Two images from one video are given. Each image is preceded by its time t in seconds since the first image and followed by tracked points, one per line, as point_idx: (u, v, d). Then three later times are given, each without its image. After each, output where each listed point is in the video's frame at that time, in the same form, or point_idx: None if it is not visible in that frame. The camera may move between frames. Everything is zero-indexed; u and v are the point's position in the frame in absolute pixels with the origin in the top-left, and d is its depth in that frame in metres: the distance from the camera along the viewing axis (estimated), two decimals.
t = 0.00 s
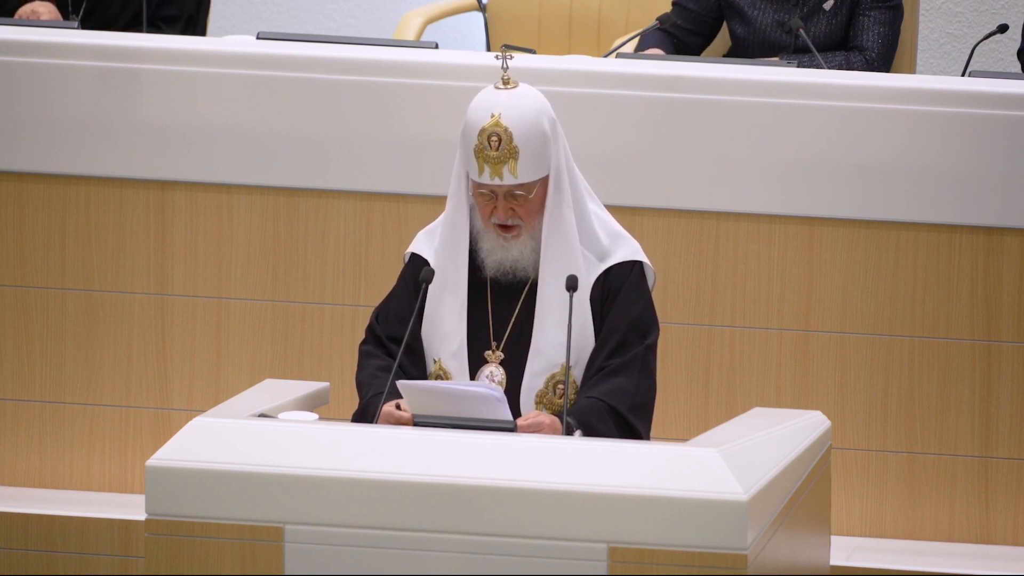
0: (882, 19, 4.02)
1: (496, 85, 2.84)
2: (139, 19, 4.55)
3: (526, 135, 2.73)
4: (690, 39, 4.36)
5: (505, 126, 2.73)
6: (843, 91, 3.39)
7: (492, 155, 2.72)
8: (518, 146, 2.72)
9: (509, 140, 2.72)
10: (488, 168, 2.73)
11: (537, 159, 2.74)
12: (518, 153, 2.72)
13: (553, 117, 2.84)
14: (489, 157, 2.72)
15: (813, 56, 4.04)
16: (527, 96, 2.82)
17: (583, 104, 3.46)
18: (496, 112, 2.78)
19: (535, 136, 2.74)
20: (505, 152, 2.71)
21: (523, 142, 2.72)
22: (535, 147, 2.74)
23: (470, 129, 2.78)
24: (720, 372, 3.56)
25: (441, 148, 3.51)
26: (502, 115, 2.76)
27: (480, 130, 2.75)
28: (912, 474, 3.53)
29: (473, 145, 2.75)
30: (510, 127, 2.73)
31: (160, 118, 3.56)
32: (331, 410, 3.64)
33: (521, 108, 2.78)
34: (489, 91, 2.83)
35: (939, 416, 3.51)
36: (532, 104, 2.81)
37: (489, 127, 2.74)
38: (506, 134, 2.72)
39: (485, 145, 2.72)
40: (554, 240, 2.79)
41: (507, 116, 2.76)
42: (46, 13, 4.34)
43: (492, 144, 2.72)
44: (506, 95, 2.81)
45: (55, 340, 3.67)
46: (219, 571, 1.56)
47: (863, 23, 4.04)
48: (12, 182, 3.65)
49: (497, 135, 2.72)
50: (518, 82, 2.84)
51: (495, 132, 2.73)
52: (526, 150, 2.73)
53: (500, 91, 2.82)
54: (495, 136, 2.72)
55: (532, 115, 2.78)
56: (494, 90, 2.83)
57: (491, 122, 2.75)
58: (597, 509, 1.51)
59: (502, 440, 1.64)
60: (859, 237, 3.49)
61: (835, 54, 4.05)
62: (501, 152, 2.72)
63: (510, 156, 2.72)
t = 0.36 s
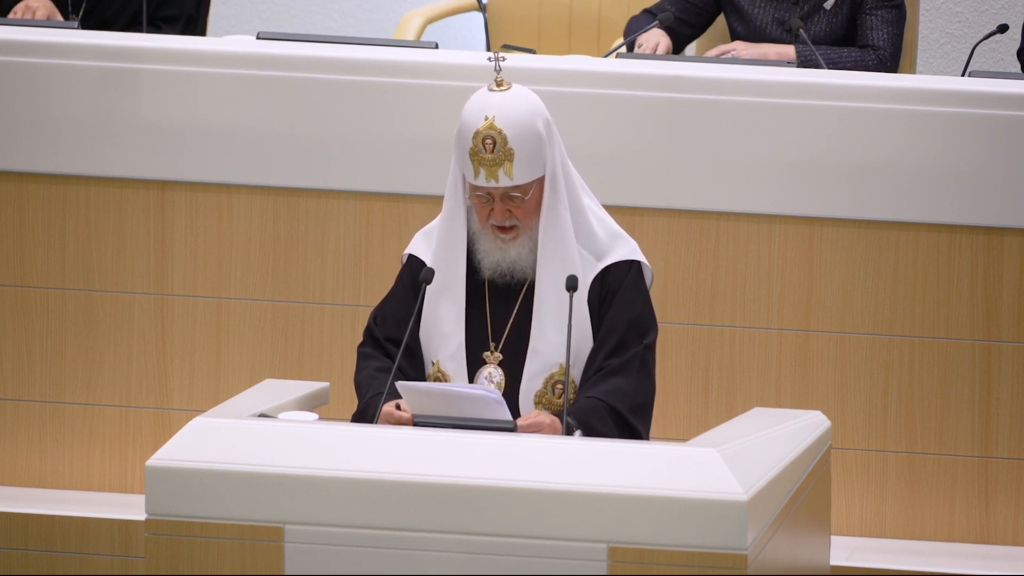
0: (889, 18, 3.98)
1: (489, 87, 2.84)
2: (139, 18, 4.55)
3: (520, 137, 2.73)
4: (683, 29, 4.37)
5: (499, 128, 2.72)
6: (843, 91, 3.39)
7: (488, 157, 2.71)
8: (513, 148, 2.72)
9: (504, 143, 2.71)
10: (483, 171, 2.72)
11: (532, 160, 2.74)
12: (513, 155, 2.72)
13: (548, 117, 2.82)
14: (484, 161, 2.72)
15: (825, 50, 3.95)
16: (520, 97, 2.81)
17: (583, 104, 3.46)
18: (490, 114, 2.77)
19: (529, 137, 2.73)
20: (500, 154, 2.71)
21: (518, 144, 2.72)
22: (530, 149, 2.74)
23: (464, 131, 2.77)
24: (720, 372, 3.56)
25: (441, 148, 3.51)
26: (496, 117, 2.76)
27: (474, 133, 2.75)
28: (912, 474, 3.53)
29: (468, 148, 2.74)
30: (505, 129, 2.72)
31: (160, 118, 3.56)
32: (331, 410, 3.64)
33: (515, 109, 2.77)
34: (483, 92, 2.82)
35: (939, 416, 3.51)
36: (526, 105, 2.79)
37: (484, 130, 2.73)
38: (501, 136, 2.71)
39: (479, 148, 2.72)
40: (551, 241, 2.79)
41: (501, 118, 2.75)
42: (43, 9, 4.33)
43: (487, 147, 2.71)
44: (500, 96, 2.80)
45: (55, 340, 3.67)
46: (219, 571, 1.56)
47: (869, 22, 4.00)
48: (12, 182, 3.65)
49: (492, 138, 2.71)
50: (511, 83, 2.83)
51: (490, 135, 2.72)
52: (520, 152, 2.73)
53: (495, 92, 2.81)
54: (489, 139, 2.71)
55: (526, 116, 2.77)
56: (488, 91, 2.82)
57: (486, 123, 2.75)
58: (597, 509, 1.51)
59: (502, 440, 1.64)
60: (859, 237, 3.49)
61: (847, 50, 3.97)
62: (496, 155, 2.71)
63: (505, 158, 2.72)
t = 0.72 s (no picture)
0: (897, 18, 4.00)
1: (486, 87, 2.84)
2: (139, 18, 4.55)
3: (521, 136, 2.73)
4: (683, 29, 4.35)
5: (500, 126, 2.73)
6: (843, 91, 3.39)
7: (489, 156, 2.72)
8: (515, 146, 2.72)
9: (505, 141, 2.72)
10: (485, 170, 2.72)
11: (533, 158, 2.74)
12: (515, 153, 2.72)
13: (546, 115, 2.82)
14: (485, 159, 2.72)
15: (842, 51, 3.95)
16: (519, 96, 2.80)
17: (583, 104, 3.46)
18: (489, 114, 2.77)
19: (530, 135, 2.74)
20: (501, 153, 2.72)
21: (519, 142, 2.72)
22: (531, 147, 2.74)
23: (464, 131, 2.77)
24: (720, 372, 3.56)
25: (441, 148, 3.51)
26: (496, 116, 2.76)
27: (474, 132, 2.75)
28: (912, 474, 3.53)
29: (469, 147, 2.74)
30: (505, 127, 2.73)
31: (160, 118, 3.56)
32: (331, 410, 3.64)
33: (514, 108, 2.77)
34: (481, 91, 2.82)
35: (939, 416, 3.51)
36: (525, 104, 2.79)
37: (484, 129, 2.74)
38: (502, 135, 2.72)
39: (481, 147, 2.72)
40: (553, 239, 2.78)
41: (501, 117, 2.75)
42: (41, 5, 4.31)
43: (488, 146, 2.72)
44: (498, 95, 2.80)
45: (55, 340, 3.67)
46: (219, 571, 1.56)
47: (877, 22, 4.01)
48: (12, 182, 3.65)
49: (493, 136, 2.72)
50: (509, 82, 2.83)
51: (491, 134, 2.72)
52: (521, 150, 2.73)
53: (493, 92, 2.81)
54: (490, 138, 2.72)
55: (525, 115, 2.76)
56: (486, 91, 2.82)
57: (486, 122, 2.75)
58: (597, 509, 1.51)
59: (502, 440, 1.64)
60: (859, 237, 3.49)
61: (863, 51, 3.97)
62: (498, 153, 2.72)
63: (507, 157, 2.72)
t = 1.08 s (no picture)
0: (899, 18, 4.03)
1: (490, 86, 2.84)
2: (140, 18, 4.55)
3: (523, 136, 2.73)
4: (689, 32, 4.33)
5: (502, 126, 2.73)
6: (843, 91, 3.39)
7: (491, 155, 2.71)
8: (517, 146, 2.72)
9: (507, 140, 2.71)
10: (487, 169, 2.72)
11: (536, 159, 2.74)
12: (517, 154, 2.72)
13: (549, 115, 2.82)
14: (488, 159, 2.72)
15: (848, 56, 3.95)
16: (521, 97, 2.80)
17: (583, 104, 3.46)
18: (492, 113, 2.76)
19: (532, 136, 2.74)
20: (504, 153, 2.71)
21: (521, 142, 2.72)
22: (534, 147, 2.73)
23: (465, 131, 2.76)
24: (720, 372, 3.56)
25: (441, 148, 3.51)
26: (499, 116, 2.75)
27: (477, 131, 2.74)
28: (912, 475, 3.53)
29: (471, 146, 2.74)
30: (508, 127, 2.73)
31: (160, 118, 3.55)
32: (331, 410, 3.64)
33: (517, 108, 2.77)
34: (483, 92, 2.82)
35: (939, 416, 3.51)
36: (528, 104, 2.79)
37: (486, 129, 2.73)
38: (504, 134, 2.71)
39: (482, 146, 2.72)
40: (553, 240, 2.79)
41: (504, 117, 2.75)
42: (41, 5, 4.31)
43: (490, 145, 2.71)
44: (501, 95, 2.80)
45: (55, 340, 3.67)
46: (219, 571, 1.56)
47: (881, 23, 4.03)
48: (12, 182, 3.66)
49: (495, 136, 2.71)
50: (512, 82, 2.83)
51: (493, 133, 2.72)
52: (523, 150, 2.73)
53: (495, 92, 2.81)
54: (492, 137, 2.71)
55: (527, 115, 2.76)
56: (489, 90, 2.82)
57: (489, 122, 2.74)
58: (597, 508, 1.51)
59: (502, 440, 1.64)
60: (859, 237, 3.49)
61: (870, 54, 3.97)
62: (500, 153, 2.71)
63: (509, 157, 2.72)
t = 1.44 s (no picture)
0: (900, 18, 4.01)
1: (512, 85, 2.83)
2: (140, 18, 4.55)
3: (540, 137, 2.73)
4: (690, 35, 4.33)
5: (520, 127, 2.72)
6: (843, 91, 3.39)
7: (505, 155, 2.71)
8: (532, 148, 2.72)
9: (523, 141, 2.71)
10: (499, 168, 2.72)
11: (547, 162, 2.74)
12: (531, 155, 2.72)
13: (566, 120, 2.82)
14: (502, 158, 2.71)
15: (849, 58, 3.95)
16: (541, 99, 2.80)
17: (583, 104, 3.46)
18: (511, 113, 2.76)
19: (547, 139, 2.73)
20: (518, 153, 2.71)
21: (537, 144, 2.72)
22: (549, 150, 2.73)
23: (482, 129, 2.76)
24: (720, 372, 3.56)
25: (441, 148, 3.51)
26: (517, 116, 2.75)
27: (493, 130, 2.74)
28: (912, 474, 3.53)
29: (486, 144, 2.73)
30: (525, 128, 2.72)
31: (160, 118, 3.55)
32: (331, 410, 3.64)
33: (535, 110, 2.77)
34: (504, 90, 2.82)
35: (939, 416, 3.51)
36: (545, 106, 2.79)
37: (503, 127, 2.73)
38: (521, 135, 2.71)
39: (498, 145, 2.71)
40: (560, 243, 2.78)
41: (522, 118, 2.75)
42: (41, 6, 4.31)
43: (506, 145, 2.71)
44: (521, 95, 2.79)
45: (55, 340, 3.67)
46: (219, 571, 1.56)
47: (881, 24, 4.02)
48: (12, 182, 3.66)
49: (511, 136, 2.71)
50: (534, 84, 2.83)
51: (509, 133, 2.71)
52: (539, 152, 2.72)
53: (515, 92, 2.81)
54: (509, 137, 2.71)
55: (544, 117, 2.76)
56: (510, 90, 2.82)
57: (507, 121, 2.74)
58: (597, 509, 1.51)
59: (502, 440, 1.64)
60: (859, 237, 3.49)
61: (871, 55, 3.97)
62: (514, 153, 2.71)
63: (523, 157, 2.72)
